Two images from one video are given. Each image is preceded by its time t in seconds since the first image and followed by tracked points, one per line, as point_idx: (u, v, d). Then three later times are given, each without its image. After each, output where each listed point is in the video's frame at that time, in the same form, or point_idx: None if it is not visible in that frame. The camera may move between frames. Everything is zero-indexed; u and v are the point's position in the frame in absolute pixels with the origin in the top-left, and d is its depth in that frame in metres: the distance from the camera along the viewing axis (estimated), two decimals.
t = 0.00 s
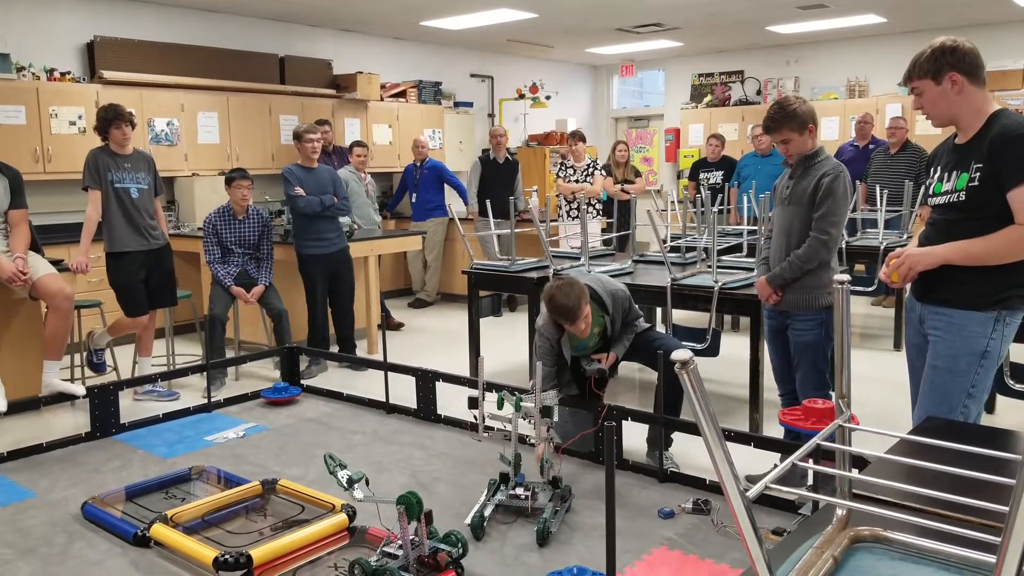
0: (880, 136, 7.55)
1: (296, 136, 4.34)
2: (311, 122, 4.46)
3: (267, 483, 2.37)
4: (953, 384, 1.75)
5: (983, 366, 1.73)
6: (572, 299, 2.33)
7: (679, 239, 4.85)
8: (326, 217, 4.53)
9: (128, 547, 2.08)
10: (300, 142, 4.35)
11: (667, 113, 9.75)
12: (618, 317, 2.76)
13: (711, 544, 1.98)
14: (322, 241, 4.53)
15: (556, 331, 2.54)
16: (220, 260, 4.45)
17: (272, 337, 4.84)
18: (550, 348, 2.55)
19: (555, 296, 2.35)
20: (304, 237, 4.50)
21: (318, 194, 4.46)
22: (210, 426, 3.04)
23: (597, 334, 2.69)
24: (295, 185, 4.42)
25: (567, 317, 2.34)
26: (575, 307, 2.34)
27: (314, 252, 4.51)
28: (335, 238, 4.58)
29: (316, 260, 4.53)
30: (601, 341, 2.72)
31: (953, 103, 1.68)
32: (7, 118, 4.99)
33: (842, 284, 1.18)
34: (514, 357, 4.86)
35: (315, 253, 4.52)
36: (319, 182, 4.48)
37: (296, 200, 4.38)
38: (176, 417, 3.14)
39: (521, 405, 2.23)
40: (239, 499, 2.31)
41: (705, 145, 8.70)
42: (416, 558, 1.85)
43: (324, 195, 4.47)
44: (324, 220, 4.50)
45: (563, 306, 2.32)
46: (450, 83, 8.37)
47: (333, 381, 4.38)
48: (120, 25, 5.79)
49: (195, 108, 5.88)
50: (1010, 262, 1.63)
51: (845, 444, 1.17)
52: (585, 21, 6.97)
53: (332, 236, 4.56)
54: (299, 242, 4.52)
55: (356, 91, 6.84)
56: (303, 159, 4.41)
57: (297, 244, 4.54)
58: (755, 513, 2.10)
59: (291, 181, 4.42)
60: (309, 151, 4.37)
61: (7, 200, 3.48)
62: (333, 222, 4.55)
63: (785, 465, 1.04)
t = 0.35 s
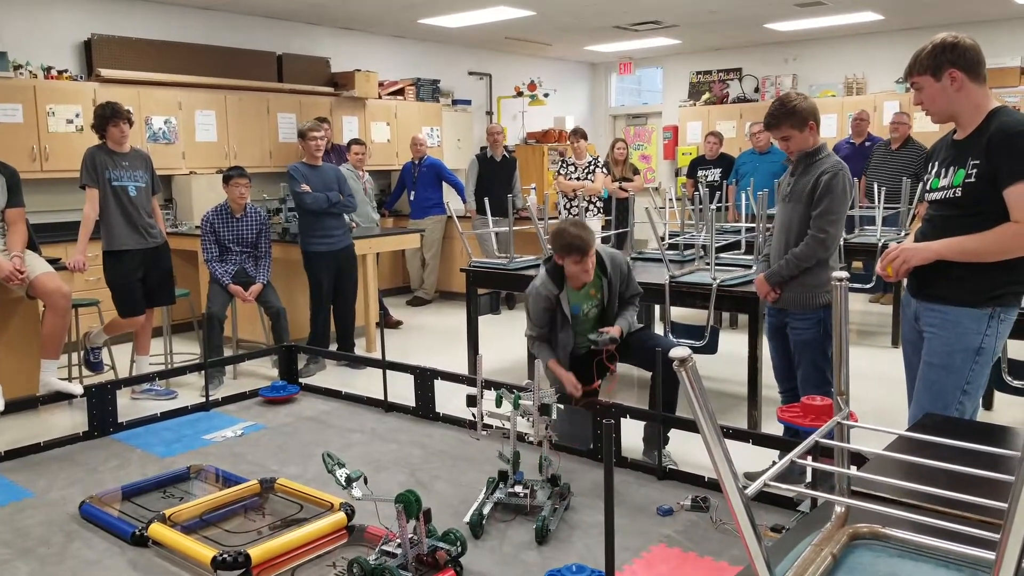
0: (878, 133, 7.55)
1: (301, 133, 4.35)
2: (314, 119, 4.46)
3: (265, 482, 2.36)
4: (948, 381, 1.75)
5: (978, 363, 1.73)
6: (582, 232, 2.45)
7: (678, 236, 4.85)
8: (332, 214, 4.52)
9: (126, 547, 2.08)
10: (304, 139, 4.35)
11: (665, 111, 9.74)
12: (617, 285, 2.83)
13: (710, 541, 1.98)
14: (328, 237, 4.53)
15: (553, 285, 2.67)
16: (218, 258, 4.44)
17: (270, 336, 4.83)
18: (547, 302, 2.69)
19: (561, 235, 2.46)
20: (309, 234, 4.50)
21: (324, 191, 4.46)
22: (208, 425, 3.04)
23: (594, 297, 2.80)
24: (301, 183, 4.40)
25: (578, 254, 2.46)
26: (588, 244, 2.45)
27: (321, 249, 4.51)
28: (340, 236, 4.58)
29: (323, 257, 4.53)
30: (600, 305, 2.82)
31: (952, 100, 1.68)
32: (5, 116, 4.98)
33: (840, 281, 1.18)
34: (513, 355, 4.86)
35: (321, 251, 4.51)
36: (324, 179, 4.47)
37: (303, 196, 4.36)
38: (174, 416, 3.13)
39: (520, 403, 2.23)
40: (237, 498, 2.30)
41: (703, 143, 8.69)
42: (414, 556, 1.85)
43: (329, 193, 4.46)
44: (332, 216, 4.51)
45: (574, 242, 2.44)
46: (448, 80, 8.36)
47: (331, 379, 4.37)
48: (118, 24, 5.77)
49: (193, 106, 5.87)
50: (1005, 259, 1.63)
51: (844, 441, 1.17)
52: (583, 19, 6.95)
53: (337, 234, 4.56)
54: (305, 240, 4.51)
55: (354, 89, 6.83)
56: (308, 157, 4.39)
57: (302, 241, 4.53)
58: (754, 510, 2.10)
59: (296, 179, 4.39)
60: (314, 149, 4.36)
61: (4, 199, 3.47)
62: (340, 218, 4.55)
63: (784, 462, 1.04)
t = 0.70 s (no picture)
0: (874, 130, 7.56)
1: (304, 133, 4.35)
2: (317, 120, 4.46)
3: (263, 481, 2.36)
4: (945, 378, 1.75)
5: (974, 360, 1.74)
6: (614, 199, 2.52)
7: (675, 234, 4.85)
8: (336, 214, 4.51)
9: (124, 547, 2.08)
10: (307, 139, 4.35)
11: (662, 109, 9.75)
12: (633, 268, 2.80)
13: (708, 539, 1.98)
14: (331, 237, 4.53)
15: (571, 257, 2.68)
16: (215, 258, 4.44)
17: (267, 335, 4.83)
18: (563, 271, 2.67)
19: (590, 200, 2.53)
20: (313, 234, 4.51)
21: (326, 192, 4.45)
22: (206, 424, 3.04)
23: (611, 279, 2.77)
24: (303, 184, 4.41)
25: (608, 217, 2.51)
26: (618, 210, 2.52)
27: (323, 249, 4.52)
28: (344, 235, 4.58)
29: (325, 256, 4.53)
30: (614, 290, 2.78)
31: (947, 97, 1.68)
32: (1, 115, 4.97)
33: (838, 279, 1.18)
34: (510, 353, 4.86)
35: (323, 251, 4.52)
36: (328, 180, 4.48)
37: (304, 198, 4.36)
38: (172, 415, 3.13)
39: (518, 402, 2.23)
40: (235, 497, 2.30)
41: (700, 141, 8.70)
42: (413, 555, 1.86)
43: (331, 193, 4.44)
44: (334, 217, 4.50)
45: (603, 207, 2.50)
46: (445, 79, 8.35)
47: (329, 379, 4.37)
48: (114, 23, 5.76)
49: (190, 105, 5.87)
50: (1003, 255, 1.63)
51: (842, 439, 1.17)
52: (580, 17, 6.95)
53: (341, 233, 4.56)
54: (310, 240, 4.53)
55: (351, 88, 6.83)
56: (312, 157, 4.40)
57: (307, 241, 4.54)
58: (752, 508, 2.11)
59: (299, 179, 4.42)
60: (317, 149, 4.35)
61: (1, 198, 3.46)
62: (343, 218, 4.54)
63: (783, 460, 1.04)
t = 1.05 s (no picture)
0: (870, 129, 7.58)
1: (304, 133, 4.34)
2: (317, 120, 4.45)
3: (259, 480, 2.36)
4: (941, 377, 1.76)
5: (970, 358, 1.75)
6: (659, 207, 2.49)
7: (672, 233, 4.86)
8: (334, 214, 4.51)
9: (120, 546, 2.08)
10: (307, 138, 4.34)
11: (659, 108, 9.76)
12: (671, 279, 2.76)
13: (705, 537, 1.99)
14: (328, 237, 4.53)
15: (608, 260, 2.71)
16: (212, 257, 4.43)
17: (264, 334, 4.83)
18: (598, 274, 2.69)
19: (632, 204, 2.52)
20: (312, 234, 4.51)
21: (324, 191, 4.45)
22: (202, 423, 3.04)
23: (648, 287, 2.74)
24: (301, 183, 4.42)
25: (646, 223, 2.49)
26: (659, 219, 2.49)
27: (320, 249, 4.51)
28: (342, 235, 4.57)
29: (322, 255, 4.52)
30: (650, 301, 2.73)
31: (939, 98, 1.68)
32: None
33: (833, 278, 1.17)
34: (507, 352, 4.86)
35: (320, 250, 4.52)
36: (326, 179, 4.48)
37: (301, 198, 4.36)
38: (168, 414, 3.13)
39: (515, 400, 2.23)
40: (231, 496, 2.30)
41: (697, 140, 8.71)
42: (410, 554, 1.86)
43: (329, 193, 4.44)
44: (331, 218, 4.49)
45: (647, 215, 2.49)
46: (442, 78, 8.35)
47: (326, 377, 4.37)
48: (110, 22, 5.75)
49: (186, 104, 5.86)
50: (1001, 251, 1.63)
51: (837, 437, 1.17)
52: (577, 16, 6.96)
53: (338, 233, 4.55)
54: (308, 240, 4.53)
55: (348, 87, 6.82)
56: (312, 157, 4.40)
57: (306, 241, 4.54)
58: (748, 505, 2.11)
59: (297, 179, 4.42)
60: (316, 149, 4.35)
61: None
62: (341, 218, 4.54)
63: (778, 458, 1.04)
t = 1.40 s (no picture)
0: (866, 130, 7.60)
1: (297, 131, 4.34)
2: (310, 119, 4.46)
3: (255, 480, 2.36)
4: (950, 374, 1.76)
5: (978, 353, 1.75)
6: (684, 243, 2.29)
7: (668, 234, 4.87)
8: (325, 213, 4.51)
9: (115, 546, 2.08)
10: (300, 137, 4.34)
11: (655, 109, 9.77)
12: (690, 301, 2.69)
13: (700, 537, 1.99)
14: (320, 236, 4.52)
15: (626, 286, 2.54)
16: (207, 256, 4.42)
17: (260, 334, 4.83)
18: (616, 300, 2.53)
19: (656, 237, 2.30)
20: (303, 233, 4.50)
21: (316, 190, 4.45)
22: (198, 423, 3.04)
23: (666, 308, 2.70)
24: (294, 182, 4.41)
25: (666, 263, 2.29)
26: (683, 255, 2.30)
27: (312, 247, 4.51)
28: (333, 234, 4.57)
29: (313, 255, 4.52)
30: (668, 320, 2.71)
31: (918, 101, 1.70)
32: None
33: (827, 278, 1.17)
34: (503, 352, 4.86)
35: (313, 249, 4.51)
36: (318, 178, 4.46)
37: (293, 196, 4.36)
38: (164, 414, 3.12)
39: (510, 400, 2.23)
40: (227, 496, 2.30)
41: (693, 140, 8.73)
42: (405, 553, 1.86)
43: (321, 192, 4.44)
44: (322, 216, 4.49)
45: (666, 250, 2.28)
46: (438, 77, 8.35)
47: (322, 377, 4.37)
48: (105, 21, 5.74)
49: (182, 103, 5.85)
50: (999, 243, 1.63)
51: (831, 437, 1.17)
52: (573, 16, 6.97)
53: (330, 232, 4.55)
54: (299, 239, 4.52)
55: (344, 87, 6.82)
56: (304, 156, 4.41)
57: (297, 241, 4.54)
58: (744, 505, 2.12)
59: (290, 179, 4.42)
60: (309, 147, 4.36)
61: None
62: (332, 218, 4.54)
63: (771, 458, 1.04)
